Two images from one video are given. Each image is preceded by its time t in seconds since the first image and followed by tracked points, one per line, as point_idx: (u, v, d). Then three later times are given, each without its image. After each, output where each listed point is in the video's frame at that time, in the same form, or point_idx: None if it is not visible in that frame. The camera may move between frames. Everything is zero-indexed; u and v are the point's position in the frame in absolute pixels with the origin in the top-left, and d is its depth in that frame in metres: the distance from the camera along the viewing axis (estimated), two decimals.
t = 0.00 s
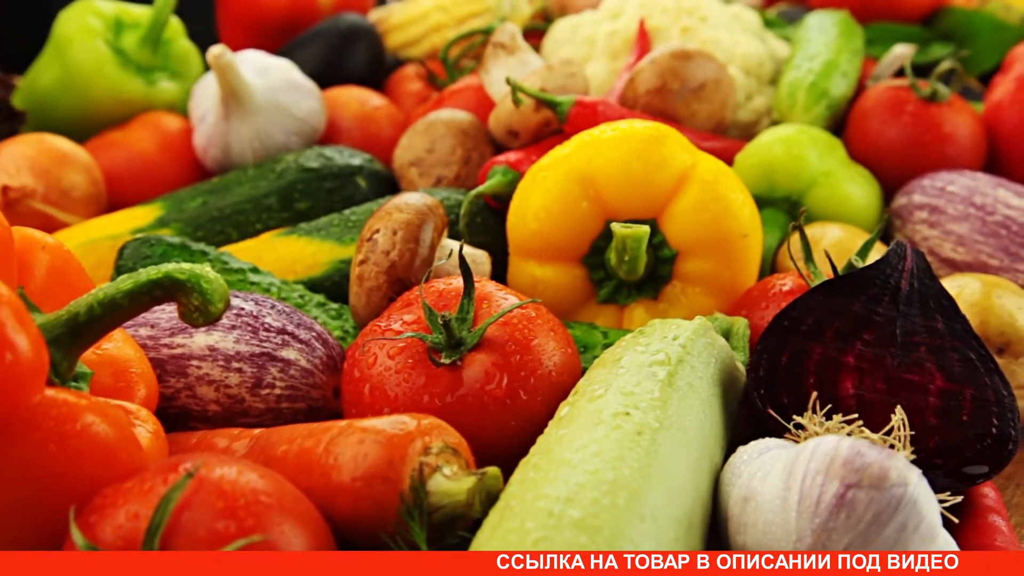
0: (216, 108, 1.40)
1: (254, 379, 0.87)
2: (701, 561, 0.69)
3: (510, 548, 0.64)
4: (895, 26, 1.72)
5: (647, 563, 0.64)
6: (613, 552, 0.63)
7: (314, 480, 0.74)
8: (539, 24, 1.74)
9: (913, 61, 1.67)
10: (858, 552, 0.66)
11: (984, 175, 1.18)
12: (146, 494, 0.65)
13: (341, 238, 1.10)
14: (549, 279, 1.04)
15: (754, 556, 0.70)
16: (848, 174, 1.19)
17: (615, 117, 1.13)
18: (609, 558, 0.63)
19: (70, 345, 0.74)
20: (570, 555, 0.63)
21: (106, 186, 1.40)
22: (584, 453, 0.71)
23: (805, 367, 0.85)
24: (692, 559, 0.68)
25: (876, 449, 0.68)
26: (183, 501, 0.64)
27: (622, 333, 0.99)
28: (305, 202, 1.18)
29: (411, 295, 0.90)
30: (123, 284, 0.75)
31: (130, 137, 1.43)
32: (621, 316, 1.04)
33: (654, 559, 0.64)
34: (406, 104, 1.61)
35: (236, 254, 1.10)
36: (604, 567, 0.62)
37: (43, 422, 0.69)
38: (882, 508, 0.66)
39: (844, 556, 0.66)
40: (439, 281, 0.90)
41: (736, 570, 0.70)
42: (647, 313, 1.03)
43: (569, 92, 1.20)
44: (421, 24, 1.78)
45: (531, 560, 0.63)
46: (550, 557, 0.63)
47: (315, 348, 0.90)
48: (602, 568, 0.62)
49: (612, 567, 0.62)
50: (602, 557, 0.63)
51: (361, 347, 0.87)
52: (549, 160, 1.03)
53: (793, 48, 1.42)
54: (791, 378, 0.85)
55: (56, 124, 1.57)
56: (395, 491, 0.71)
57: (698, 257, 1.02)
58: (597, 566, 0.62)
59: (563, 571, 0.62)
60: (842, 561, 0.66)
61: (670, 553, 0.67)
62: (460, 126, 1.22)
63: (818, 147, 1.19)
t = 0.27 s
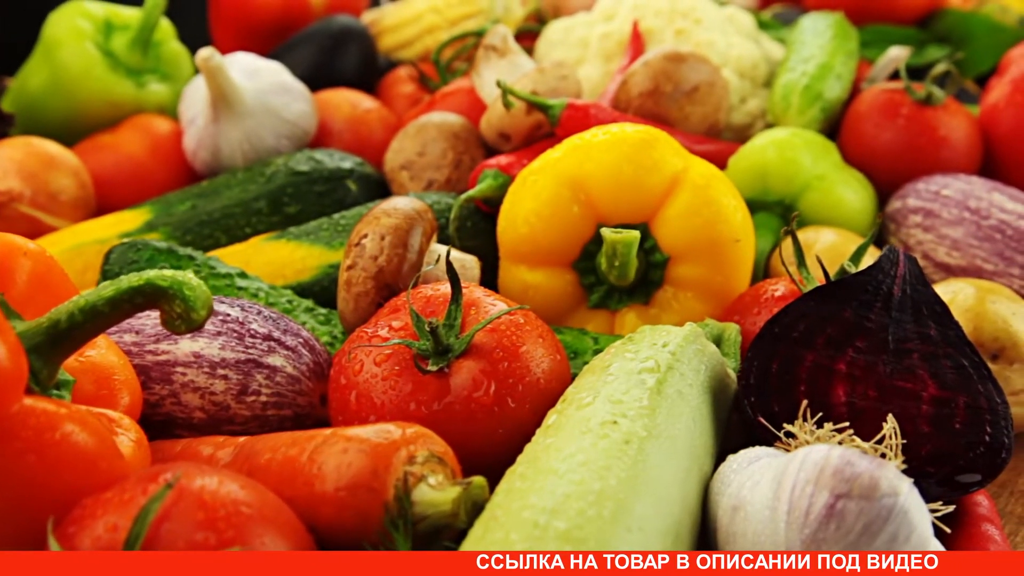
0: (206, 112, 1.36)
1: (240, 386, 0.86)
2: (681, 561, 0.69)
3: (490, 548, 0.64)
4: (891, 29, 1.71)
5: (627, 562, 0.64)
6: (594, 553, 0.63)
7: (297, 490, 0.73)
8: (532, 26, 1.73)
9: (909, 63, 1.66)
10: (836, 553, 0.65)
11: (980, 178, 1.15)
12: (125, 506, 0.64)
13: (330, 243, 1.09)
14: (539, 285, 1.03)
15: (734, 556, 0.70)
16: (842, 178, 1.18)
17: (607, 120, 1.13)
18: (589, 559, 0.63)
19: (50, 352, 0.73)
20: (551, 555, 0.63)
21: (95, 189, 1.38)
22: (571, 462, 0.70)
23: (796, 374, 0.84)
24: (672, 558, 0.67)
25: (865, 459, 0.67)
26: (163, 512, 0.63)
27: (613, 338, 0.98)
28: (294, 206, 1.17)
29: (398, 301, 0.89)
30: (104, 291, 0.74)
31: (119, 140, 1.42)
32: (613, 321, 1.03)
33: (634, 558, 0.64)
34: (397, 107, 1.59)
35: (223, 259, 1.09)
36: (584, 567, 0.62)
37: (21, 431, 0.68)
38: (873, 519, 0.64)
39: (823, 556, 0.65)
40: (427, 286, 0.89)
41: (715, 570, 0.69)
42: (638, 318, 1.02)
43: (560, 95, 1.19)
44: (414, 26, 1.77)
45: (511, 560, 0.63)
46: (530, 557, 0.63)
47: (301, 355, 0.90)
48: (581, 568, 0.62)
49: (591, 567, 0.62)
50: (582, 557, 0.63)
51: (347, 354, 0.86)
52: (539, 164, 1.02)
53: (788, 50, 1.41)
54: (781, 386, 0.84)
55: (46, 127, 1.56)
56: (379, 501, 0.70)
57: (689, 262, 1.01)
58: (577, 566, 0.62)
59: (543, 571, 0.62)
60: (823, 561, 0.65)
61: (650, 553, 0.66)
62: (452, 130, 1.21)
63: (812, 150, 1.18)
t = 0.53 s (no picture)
0: (195, 113, 1.34)
1: (225, 394, 0.85)
2: (661, 561, 0.67)
3: (470, 549, 0.64)
4: (886, 31, 1.70)
5: (606, 563, 0.63)
6: (573, 554, 0.63)
7: (280, 499, 0.72)
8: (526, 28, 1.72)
9: (905, 66, 1.65)
10: (815, 552, 0.64)
11: (974, 183, 1.14)
12: (104, 517, 0.63)
13: (319, 247, 1.08)
14: (529, 290, 1.02)
15: (713, 556, 0.70)
16: (836, 181, 1.17)
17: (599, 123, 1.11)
18: (568, 559, 0.63)
19: (31, 360, 0.72)
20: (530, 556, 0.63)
21: (84, 193, 1.37)
22: (557, 472, 0.69)
23: (787, 382, 0.83)
24: (651, 558, 0.66)
25: (856, 469, 0.66)
26: (142, 524, 0.61)
27: (603, 344, 0.98)
28: (284, 210, 1.16)
29: (385, 307, 0.88)
30: (85, 298, 0.73)
31: (108, 143, 1.41)
32: (603, 326, 1.02)
33: (613, 559, 0.64)
34: (390, 110, 1.58)
35: (211, 263, 1.08)
36: (562, 567, 0.62)
37: None
38: (863, 530, 0.63)
39: (803, 555, 0.64)
40: (414, 292, 0.88)
41: (695, 570, 0.69)
42: (629, 323, 1.01)
43: (552, 98, 1.18)
44: (407, 28, 1.76)
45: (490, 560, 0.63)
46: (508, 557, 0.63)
47: (288, 362, 0.88)
48: (560, 569, 0.62)
49: (571, 567, 0.62)
50: (561, 558, 0.63)
51: (333, 361, 0.85)
52: (530, 168, 1.01)
53: (782, 52, 1.41)
54: (772, 393, 0.83)
55: (35, 130, 1.55)
56: (362, 512, 0.69)
57: (680, 267, 1.00)
58: (555, 566, 0.62)
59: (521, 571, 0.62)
60: (802, 561, 0.64)
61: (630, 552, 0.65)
62: (442, 133, 1.20)
63: (805, 153, 1.17)
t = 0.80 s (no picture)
0: (184, 117, 1.33)
1: (209, 401, 0.84)
2: (638, 561, 0.65)
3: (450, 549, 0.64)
4: (881, 33, 1.69)
5: (585, 562, 0.63)
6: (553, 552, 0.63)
7: (263, 509, 0.71)
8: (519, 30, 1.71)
9: (900, 69, 1.64)
10: (797, 552, 0.64)
11: (969, 187, 1.13)
12: (82, 528, 0.61)
13: (308, 252, 1.07)
14: (519, 295, 1.01)
15: (693, 556, 0.68)
16: (830, 185, 1.16)
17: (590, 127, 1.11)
18: (548, 558, 0.63)
19: (11, 368, 0.72)
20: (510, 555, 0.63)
21: (73, 197, 1.36)
22: (543, 482, 0.68)
23: (778, 390, 0.82)
24: (630, 558, 0.65)
25: (845, 480, 0.65)
26: (119, 537, 0.60)
27: (593, 350, 0.97)
28: (273, 214, 1.15)
29: (372, 314, 0.87)
30: (65, 305, 0.71)
31: (97, 146, 1.39)
32: (594, 333, 1.01)
33: (593, 558, 0.64)
34: (382, 112, 1.57)
35: (198, 268, 1.07)
36: (542, 567, 0.62)
37: None
38: (852, 541, 0.63)
39: (786, 560, 0.64)
40: (401, 298, 0.87)
41: (673, 570, 0.67)
42: (620, 329, 1.00)
43: (544, 102, 1.17)
44: (400, 30, 1.75)
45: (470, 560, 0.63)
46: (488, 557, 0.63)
47: (273, 369, 0.87)
48: (540, 568, 0.62)
49: (551, 567, 0.62)
50: (541, 557, 0.62)
51: (318, 368, 0.84)
52: (519, 172, 1.01)
53: (776, 55, 1.40)
54: (762, 401, 0.82)
55: (24, 133, 1.54)
56: (345, 522, 0.68)
57: (672, 272, 0.99)
58: (535, 566, 0.62)
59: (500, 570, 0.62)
60: (783, 561, 0.64)
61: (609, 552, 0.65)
62: (433, 136, 1.19)
63: (798, 157, 1.16)
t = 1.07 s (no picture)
0: (172, 120, 1.32)
1: (193, 409, 0.83)
2: (619, 561, 0.65)
3: (431, 549, 0.64)
4: (876, 36, 1.68)
5: (566, 563, 0.63)
6: (533, 553, 0.63)
7: (244, 520, 0.70)
8: (513, 32, 1.70)
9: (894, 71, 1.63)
10: (775, 553, 0.63)
11: (963, 191, 1.12)
12: (57, 541, 0.60)
13: (296, 257, 1.06)
14: (508, 301, 1.00)
15: (672, 556, 0.68)
16: (823, 189, 1.15)
17: (580, 130, 1.10)
18: (528, 559, 0.62)
19: None
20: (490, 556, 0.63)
21: (60, 201, 1.35)
22: (527, 494, 0.67)
23: (768, 398, 0.81)
24: (610, 558, 0.65)
25: (834, 491, 0.64)
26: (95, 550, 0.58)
27: (583, 357, 0.96)
28: (261, 218, 1.14)
29: (357, 321, 0.86)
30: (44, 313, 0.71)
31: (85, 150, 1.38)
32: (584, 339, 1.00)
33: (573, 558, 0.63)
34: (374, 115, 1.56)
35: (185, 274, 1.06)
36: (522, 568, 0.62)
37: None
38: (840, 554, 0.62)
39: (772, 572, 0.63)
40: (387, 305, 0.86)
41: (653, 570, 0.67)
42: (610, 335, 0.99)
43: (534, 105, 1.16)
44: (392, 32, 1.74)
45: (450, 560, 0.64)
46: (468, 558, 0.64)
47: (258, 377, 0.86)
48: (520, 569, 0.62)
49: (530, 567, 0.62)
50: (521, 558, 0.62)
51: (303, 376, 0.83)
52: (508, 177, 1.00)
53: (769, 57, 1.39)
54: (751, 410, 0.81)
55: (12, 136, 1.53)
56: (327, 534, 0.67)
57: (662, 278, 0.98)
58: (514, 566, 0.62)
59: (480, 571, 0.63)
60: (762, 561, 0.63)
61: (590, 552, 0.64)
62: (423, 140, 1.18)
63: (791, 161, 1.15)
